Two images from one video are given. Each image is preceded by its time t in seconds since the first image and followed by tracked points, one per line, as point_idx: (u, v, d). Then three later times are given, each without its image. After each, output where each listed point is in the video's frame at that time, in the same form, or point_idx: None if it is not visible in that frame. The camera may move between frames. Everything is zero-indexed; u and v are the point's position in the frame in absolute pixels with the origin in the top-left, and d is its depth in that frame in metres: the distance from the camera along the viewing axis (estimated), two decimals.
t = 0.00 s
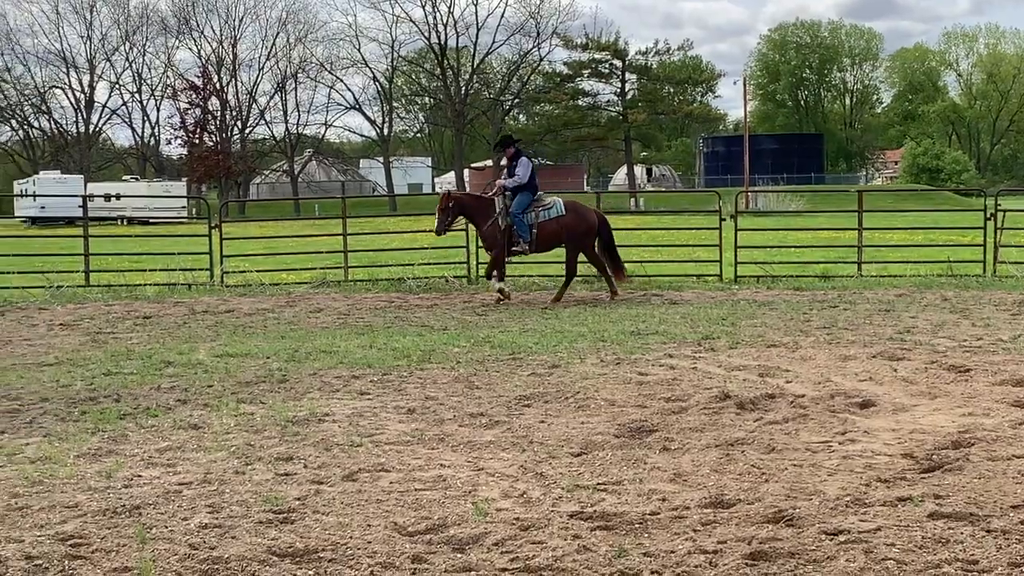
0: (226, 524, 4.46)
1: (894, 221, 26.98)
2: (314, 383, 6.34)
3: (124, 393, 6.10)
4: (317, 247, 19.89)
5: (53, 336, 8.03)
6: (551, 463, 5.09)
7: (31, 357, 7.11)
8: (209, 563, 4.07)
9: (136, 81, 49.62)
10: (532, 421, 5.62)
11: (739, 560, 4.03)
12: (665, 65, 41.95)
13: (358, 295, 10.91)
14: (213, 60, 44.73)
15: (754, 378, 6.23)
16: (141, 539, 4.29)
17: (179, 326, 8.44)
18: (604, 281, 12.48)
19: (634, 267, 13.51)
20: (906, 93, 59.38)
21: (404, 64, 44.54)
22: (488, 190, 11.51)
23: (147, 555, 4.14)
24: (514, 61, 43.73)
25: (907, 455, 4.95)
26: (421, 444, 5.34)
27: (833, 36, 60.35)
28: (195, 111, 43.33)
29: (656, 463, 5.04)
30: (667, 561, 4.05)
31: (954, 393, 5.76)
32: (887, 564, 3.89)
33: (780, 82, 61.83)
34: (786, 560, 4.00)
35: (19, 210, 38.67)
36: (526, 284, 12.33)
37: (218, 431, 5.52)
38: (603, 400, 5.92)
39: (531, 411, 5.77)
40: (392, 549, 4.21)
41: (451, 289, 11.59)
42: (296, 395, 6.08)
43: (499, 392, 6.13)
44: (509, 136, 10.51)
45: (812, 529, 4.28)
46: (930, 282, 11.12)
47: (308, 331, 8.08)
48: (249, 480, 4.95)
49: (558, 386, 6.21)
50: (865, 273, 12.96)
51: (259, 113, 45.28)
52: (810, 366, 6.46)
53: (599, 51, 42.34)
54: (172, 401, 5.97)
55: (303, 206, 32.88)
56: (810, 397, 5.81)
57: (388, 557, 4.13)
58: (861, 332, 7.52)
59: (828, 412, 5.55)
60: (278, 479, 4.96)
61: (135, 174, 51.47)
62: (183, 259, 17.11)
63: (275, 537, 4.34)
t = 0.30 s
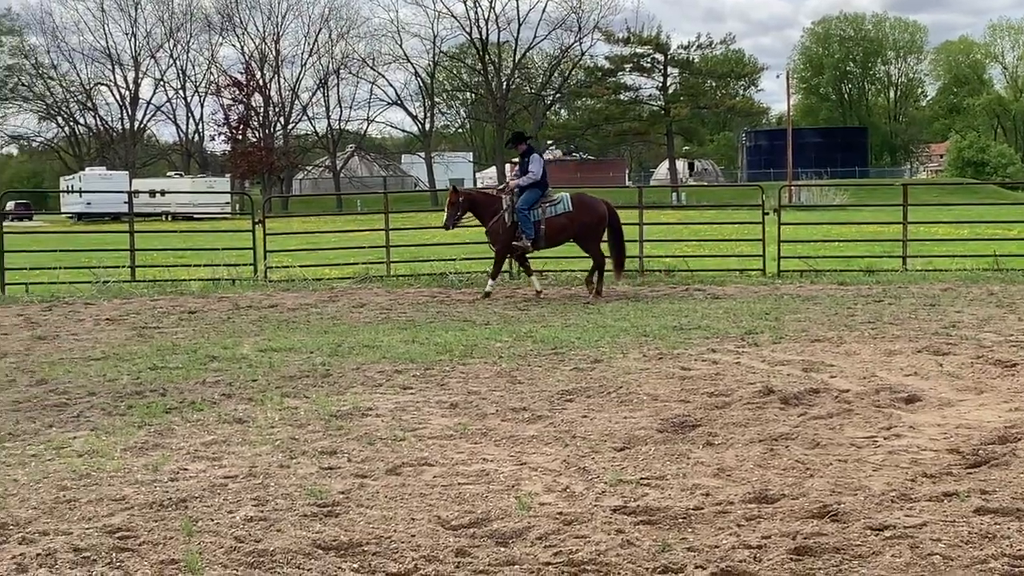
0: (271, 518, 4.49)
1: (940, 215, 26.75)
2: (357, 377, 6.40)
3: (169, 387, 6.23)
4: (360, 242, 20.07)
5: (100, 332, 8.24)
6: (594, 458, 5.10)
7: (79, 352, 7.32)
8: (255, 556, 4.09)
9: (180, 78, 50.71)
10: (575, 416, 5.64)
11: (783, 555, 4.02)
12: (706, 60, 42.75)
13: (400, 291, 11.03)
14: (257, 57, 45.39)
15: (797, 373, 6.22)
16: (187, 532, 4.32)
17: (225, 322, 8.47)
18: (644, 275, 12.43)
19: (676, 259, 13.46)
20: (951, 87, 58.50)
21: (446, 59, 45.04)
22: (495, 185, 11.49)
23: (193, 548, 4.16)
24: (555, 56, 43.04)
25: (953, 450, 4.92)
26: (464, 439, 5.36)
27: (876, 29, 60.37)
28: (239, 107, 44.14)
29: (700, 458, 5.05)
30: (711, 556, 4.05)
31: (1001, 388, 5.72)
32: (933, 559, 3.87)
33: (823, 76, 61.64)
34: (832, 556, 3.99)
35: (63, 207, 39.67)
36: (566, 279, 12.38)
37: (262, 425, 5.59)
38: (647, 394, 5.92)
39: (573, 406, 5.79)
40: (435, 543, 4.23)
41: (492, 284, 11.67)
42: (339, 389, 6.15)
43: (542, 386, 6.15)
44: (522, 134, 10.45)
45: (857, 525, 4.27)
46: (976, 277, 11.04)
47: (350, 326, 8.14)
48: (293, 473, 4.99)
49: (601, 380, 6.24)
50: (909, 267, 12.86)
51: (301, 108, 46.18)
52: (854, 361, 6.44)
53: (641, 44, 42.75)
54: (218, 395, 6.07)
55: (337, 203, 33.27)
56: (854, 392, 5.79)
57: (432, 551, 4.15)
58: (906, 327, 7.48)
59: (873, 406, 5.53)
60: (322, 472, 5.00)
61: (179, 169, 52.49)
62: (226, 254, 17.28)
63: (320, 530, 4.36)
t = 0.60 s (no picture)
0: (315, 513, 4.43)
1: (986, 211, 26.50)
2: (402, 374, 7.30)
3: (216, 385, 7.07)
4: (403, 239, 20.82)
5: (146, 356, 8.52)
6: (638, 455, 5.29)
7: (129, 375, 7.61)
8: (299, 551, 4.01)
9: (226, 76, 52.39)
10: (619, 413, 6.13)
11: (828, 553, 4.01)
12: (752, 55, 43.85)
13: (448, 288, 12.00)
14: (303, 56, 48.52)
15: (841, 370, 6.63)
16: (234, 527, 4.25)
17: (271, 337, 9.25)
18: (688, 273, 12.39)
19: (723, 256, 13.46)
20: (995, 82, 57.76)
21: (491, 58, 47.54)
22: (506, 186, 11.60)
23: (237, 544, 4.08)
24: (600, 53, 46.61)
25: (999, 449, 4.96)
26: (509, 435, 5.69)
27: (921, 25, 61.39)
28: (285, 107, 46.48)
29: (744, 455, 5.22)
30: (758, 553, 4.03)
31: None
32: (980, 557, 3.88)
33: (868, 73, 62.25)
34: (877, 554, 3.98)
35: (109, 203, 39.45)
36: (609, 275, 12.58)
37: (308, 422, 6.02)
38: (690, 393, 6.43)
39: (617, 404, 6.33)
40: (480, 539, 4.16)
41: (535, 280, 12.37)
42: (384, 387, 6.93)
43: (584, 384, 6.83)
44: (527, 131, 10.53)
45: (903, 523, 4.27)
46: None
47: (420, 337, 8.70)
48: (339, 470, 5.03)
49: (645, 377, 6.87)
50: (955, 266, 12.91)
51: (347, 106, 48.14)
52: (898, 359, 6.86)
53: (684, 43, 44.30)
54: (264, 391, 6.84)
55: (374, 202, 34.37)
56: (900, 389, 6.10)
57: (478, 547, 4.08)
58: (953, 325, 7.97)
59: (919, 404, 5.78)
60: (367, 468, 5.05)
61: (227, 168, 52.50)
62: (273, 250, 17.73)
63: (364, 525, 4.29)
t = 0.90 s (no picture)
0: (352, 511, 4.51)
1: None
2: (438, 374, 7.42)
3: (254, 384, 7.21)
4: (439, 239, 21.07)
5: (186, 355, 8.66)
6: (673, 455, 5.34)
7: (167, 374, 7.77)
8: (337, 548, 4.09)
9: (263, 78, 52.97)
10: (653, 413, 6.17)
11: (863, 554, 4.03)
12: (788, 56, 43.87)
13: (481, 287, 12.12)
14: (339, 58, 49.27)
15: (877, 371, 6.60)
16: (272, 524, 4.34)
17: (308, 336, 9.40)
18: (723, 273, 12.38)
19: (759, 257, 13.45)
20: None
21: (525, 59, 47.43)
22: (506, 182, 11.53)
23: (277, 541, 4.17)
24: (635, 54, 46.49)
25: None
26: (544, 435, 5.76)
27: (958, 26, 60.73)
28: (321, 108, 46.89)
29: (778, 456, 5.25)
30: (790, 554, 4.05)
31: None
32: (1015, 559, 3.88)
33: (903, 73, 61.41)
34: (912, 555, 3.99)
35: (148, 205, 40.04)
36: (644, 275, 12.58)
37: (345, 420, 6.14)
38: (725, 393, 6.45)
39: (651, 404, 6.36)
40: (515, 538, 4.22)
41: (571, 280, 12.43)
42: (420, 386, 7.04)
43: (619, 384, 6.87)
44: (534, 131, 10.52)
45: (938, 524, 4.26)
46: None
47: (456, 337, 8.79)
48: (375, 468, 5.14)
49: (680, 377, 6.92)
50: (991, 267, 12.85)
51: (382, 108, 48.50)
52: (935, 360, 6.82)
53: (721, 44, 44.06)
54: (300, 391, 6.97)
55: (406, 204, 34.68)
56: (935, 391, 6.07)
57: (512, 546, 4.14)
58: (989, 326, 7.94)
59: (954, 406, 5.76)
60: (403, 467, 5.15)
61: (264, 169, 53.14)
62: (310, 250, 18.23)
63: (401, 523, 4.37)
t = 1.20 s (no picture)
0: (381, 507, 4.65)
1: None
2: (465, 372, 7.56)
3: (285, 382, 7.40)
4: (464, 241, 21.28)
5: (218, 354, 8.88)
6: (697, 453, 5.44)
7: (199, 372, 7.98)
8: (367, 543, 4.23)
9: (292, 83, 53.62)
10: (678, 411, 6.27)
11: (885, 551, 4.10)
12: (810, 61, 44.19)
13: (508, 288, 12.24)
14: (369, 61, 49.82)
15: (899, 371, 6.65)
16: (302, 519, 4.48)
17: (338, 335, 9.59)
18: (747, 274, 12.42)
19: (781, 260, 13.48)
20: None
21: (551, 63, 47.56)
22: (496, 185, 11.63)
23: (308, 536, 4.31)
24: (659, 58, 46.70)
25: None
26: (569, 432, 5.89)
27: (979, 30, 60.25)
28: (350, 111, 47.30)
29: (802, 454, 5.32)
30: (812, 551, 4.13)
31: None
32: None
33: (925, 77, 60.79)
34: (933, 552, 4.06)
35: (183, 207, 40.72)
36: (669, 276, 12.64)
37: (374, 417, 6.30)
38: (748, 392, 6.53)
39: (676, 402, 6.47)
40: (541, 534, 4.35)
41: (597, 281, 12.52)
42: (448, 384, 7.19)
43: (644, 383, 6.98)
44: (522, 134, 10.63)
45: (959, 522, 4.33)
46: None
47: (482, 337, 8.92)
48: (404, 464, 5.29)
49: (704, 376, 7.00)
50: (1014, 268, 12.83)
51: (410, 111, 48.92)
52: (956, 360, 6.85)
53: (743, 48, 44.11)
54: (330, 389, 7.15)
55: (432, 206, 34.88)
56: (957, 390, 6.12)
57: (538, 542, 4.26)
58: (1010, 326, 7.95)
59: (975, 405, 5.81)
60: (431, 464, 5.30)
61: (294, 171, 53.83)
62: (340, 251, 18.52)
63: (429, 519, 4.50)
